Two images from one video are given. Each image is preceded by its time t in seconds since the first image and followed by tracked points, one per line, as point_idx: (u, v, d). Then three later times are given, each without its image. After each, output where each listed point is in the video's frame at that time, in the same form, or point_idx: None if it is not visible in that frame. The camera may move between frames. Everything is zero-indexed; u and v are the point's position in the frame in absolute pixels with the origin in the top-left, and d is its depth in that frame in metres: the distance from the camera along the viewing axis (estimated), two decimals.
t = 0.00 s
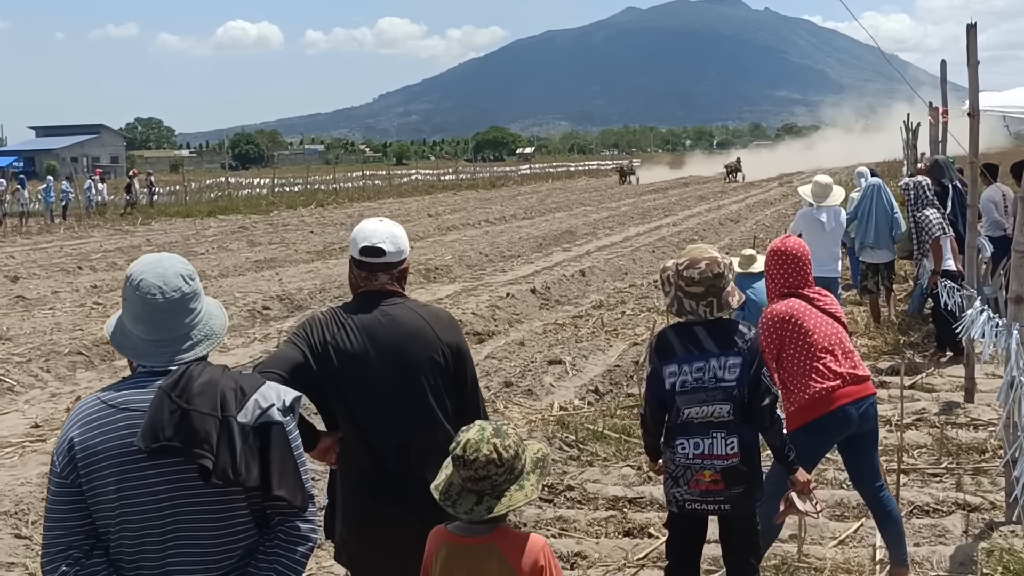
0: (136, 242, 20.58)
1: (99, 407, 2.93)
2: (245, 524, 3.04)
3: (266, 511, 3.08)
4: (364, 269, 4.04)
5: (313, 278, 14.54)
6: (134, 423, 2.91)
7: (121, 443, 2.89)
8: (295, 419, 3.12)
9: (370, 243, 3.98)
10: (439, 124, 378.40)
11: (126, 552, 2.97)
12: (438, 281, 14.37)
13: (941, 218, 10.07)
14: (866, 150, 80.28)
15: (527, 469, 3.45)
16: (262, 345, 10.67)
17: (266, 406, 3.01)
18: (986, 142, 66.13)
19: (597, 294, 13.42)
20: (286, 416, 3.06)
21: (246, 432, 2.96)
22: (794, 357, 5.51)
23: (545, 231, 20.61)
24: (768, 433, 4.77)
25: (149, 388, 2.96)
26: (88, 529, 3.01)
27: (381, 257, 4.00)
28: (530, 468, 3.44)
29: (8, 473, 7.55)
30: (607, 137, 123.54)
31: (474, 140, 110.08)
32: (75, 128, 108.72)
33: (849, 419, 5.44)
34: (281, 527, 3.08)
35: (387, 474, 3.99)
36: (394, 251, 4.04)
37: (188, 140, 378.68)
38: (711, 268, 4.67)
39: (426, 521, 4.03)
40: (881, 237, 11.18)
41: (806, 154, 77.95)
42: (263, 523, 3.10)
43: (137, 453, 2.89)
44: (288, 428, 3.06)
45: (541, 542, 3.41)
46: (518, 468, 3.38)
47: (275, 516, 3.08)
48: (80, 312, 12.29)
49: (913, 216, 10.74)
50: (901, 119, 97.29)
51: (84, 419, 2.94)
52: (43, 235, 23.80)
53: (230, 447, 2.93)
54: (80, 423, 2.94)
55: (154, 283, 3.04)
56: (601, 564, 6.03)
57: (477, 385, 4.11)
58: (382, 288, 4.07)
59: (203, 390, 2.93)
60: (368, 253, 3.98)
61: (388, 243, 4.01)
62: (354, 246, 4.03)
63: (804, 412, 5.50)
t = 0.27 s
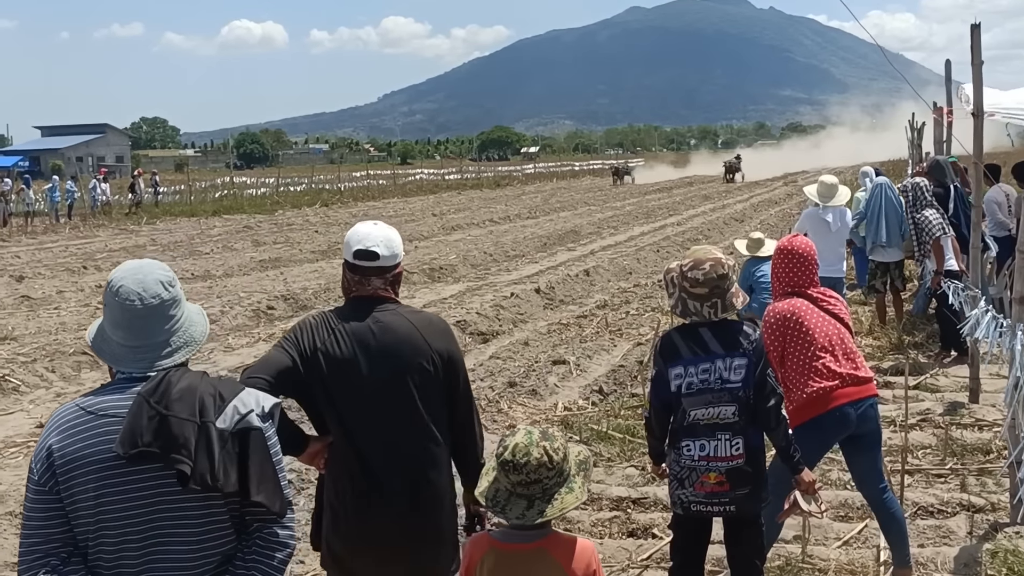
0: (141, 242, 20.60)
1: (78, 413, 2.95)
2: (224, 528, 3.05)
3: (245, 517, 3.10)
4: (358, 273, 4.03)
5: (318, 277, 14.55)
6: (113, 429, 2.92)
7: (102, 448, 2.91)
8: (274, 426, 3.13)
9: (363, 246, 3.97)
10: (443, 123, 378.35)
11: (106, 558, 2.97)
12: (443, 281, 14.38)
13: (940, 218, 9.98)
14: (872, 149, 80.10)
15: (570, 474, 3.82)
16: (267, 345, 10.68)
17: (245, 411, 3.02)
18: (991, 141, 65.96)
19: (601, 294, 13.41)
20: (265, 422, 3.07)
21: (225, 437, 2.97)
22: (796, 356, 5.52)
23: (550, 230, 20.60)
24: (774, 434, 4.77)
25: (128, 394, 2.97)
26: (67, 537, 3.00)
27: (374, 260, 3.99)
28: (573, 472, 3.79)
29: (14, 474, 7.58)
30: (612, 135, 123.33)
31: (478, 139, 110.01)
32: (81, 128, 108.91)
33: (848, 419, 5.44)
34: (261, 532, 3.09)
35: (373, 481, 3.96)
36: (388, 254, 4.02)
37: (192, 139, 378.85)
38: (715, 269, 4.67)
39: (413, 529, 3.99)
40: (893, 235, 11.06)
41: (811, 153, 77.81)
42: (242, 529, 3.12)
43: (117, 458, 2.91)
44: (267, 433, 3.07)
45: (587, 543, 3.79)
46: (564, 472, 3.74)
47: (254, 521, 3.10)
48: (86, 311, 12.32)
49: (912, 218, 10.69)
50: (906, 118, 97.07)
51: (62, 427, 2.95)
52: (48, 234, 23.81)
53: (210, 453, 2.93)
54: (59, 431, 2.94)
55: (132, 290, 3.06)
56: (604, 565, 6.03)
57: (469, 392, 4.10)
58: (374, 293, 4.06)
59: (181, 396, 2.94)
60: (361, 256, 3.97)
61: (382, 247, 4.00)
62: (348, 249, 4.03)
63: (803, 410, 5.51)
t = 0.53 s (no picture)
0: (146, 243, 20.64)
1: (72, 417, 2.97)
2: (217, 531, 3.05)
3: (240, 519, 3.08)
4: (323, 283, 4.04)
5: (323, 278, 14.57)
6: (107, 431, 2.94)
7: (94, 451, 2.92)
8: (269, 429, 3.11)
9: (329, 254, 3.99)
10: (447, 123, 378.38)
11: (99, 560, 2.98)
12: (447, 281, 14.39)
13: (940, 217, 10.01)
14: (876, 148, 79.93)
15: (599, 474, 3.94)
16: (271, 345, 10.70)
17: (238, 414, 3.00)
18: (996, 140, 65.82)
19: (606, 294, 13.41)
20: (259, 425, 3.05)
21: (217, 440, 2.95)
22: (801, 355, 5.52)
23: (554, 230, 20.61)
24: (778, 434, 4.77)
25: (122, 398, 2.99)
26: (61, 540, 3.01)
27: (340, 269, 4.00)
28: (600, 473, 3.92)
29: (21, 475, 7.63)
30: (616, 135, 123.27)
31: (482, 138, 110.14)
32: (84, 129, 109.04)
33: (848, 419, 5.45)
34: (254, 536, 3.07)
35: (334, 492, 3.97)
36: (355, 263, 4.04)
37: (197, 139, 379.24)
38: (720, 269, 4.67)
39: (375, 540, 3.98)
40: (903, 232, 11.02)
41: (815, 152, 77.70)
42: (236, 532, 3.11)
43: (110, 462, 2.92)
44: (261, 436, 3.05)
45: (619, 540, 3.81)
46: (592, 471, 3.88)
47: (248, 524, 3.08)
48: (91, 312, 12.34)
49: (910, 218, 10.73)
50: (911, 116, 96.86)
51: (57, 430, 2.97)
52: (54, 236, 23.85)
53: (203, 455, 2.91)
54: (54, 434, 2.97)
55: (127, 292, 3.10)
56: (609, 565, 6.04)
57: (435, 403, 4.08)
58: (340, 303, 4.06)
59: (174, 399, 2.94)
60: (326, 265, 3.99)
61: (348, 254, 4.02)
62: (314, 257, 4.05)
63: (805, 407, 5.51)
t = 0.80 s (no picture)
0: (151, 243, 20.67)
1: (75, 412, 2.97)
2: (222, 526, 3.05)
3: (243, 514, 3.09)
4: (304, 272, 4.04)
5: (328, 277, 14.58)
6: (110, 428, 2.94)
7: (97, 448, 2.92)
8: (271, 423, 3.13)
9: (308, 243, 3.98)
10: (452, 123, 378.47)
11: (104, 557, 2.99)
12: (452, 280, 14.39)
13: (942, 217, 9.80)
14: (881, 148, 79.77)
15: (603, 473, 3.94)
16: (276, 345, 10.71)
17: (240, 408, 3.02)
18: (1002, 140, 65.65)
19: (610, 293, 13.40)
20: (262, 419, 3.07)
21: (220, 434, 2.97)
22: (807, 355, 5.51)
23: (559, 230, 20.61)
24: (784, 434, 4.75)
25: (125, 391, 3.00)
26: (65, 536, 3.01)
27: (320, 258, 3.99)
28: (605, 470, 3.92)
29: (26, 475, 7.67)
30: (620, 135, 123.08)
31: (487, 138, 110.16)
32: (90, 129, 109.26)
33: (854, 418, 5.45)
34: (257, 532, 3.09)
35: (315, 483, 3.99)
36: (336, 251, 4.03)
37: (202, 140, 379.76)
38: (724, 267, 4.66)
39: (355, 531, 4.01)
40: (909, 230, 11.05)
41: (820, 152, 77.55)
42: (240, 526, 3.12)
43: (114, 456, 2.92)
44: (263, 430, 3.07)
45: (625, 541, 3.80)
46: (597, 469, 3.88)
47: (250, 518, 3.09)
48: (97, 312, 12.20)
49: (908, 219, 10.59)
50: (916, 116, 96.65)
51: (60, 427, 2.98)
52: (60, 236, 23.91)
53: (206, 449, 2.93)
54: (57, 430, 2.97)
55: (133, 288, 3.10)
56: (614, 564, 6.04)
57: (419, 393, 4.06)
58: (320, 293, 4.06)
59: (176, 394, 2.96)
60: (308, 254, 3.98)
61: (327, 243, 4.01)
62: (295, 247, 4.04)
63: (811, 406, 5.51)
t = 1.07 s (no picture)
0: (155, 238, 20.66)
1: (110, 410, 2.89)
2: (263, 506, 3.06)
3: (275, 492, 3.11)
4: (315, 267, 4.05)
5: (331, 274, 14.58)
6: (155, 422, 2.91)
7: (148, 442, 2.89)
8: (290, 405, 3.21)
9: (320, 239, 3.99)
10: (456, 122, 378.48)
11: (155, 549, 2.89)
12: (455, 278, 14.39)
13: (943, 219, 9.72)
14: (887, 149, 79.63)
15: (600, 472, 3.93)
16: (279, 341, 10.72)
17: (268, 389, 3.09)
18: (1008, 142, 65.50)
19: (614, 292, 13.40)
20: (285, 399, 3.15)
21: (259, 413, 3.02)
22: (811, 355, 5.51)
23: (562, 228, 20.60)
24: (786, 433, 4.75)
25: (148, 384, 2.98)
26: (107, 534, 2.87)
27: (331, 254, 4.01)
28: (603, 468, 3.92)
29: (29, 468, 7.70)
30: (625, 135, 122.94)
31: (492, 137, 110.18)
32: (95, 125, 109.45)
33: (858, 419, 5.44)
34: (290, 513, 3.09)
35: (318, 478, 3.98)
36: (347, 247, 4.06)
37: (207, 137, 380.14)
38: (727, 267, 4.64)
39: (355, 529, 4.01)
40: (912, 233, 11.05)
41: (825, 153, 77.45)
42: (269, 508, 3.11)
43: (164, 441, 2.89)
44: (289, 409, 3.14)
45: (622, 538, 3.80)
46: (595, 466, 3.88)
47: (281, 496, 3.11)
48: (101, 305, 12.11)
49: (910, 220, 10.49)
50: (921, 118, 96.46)
51: (93, 424, 2.89)
52: (65, 230, 23.97)
53: (257, 433, 2.99)
54: (92, 427, 2.88)
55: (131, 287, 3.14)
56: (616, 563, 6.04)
57: (423, 392, 4.09)
58: (331, 288, 4.07)
59: (209, 381, 2.99)
60: (319, 249, 3.99)
61: (339, 238, 4.03)
62: (305, 242, 4.05)
63: (816, 408, 5.49)
